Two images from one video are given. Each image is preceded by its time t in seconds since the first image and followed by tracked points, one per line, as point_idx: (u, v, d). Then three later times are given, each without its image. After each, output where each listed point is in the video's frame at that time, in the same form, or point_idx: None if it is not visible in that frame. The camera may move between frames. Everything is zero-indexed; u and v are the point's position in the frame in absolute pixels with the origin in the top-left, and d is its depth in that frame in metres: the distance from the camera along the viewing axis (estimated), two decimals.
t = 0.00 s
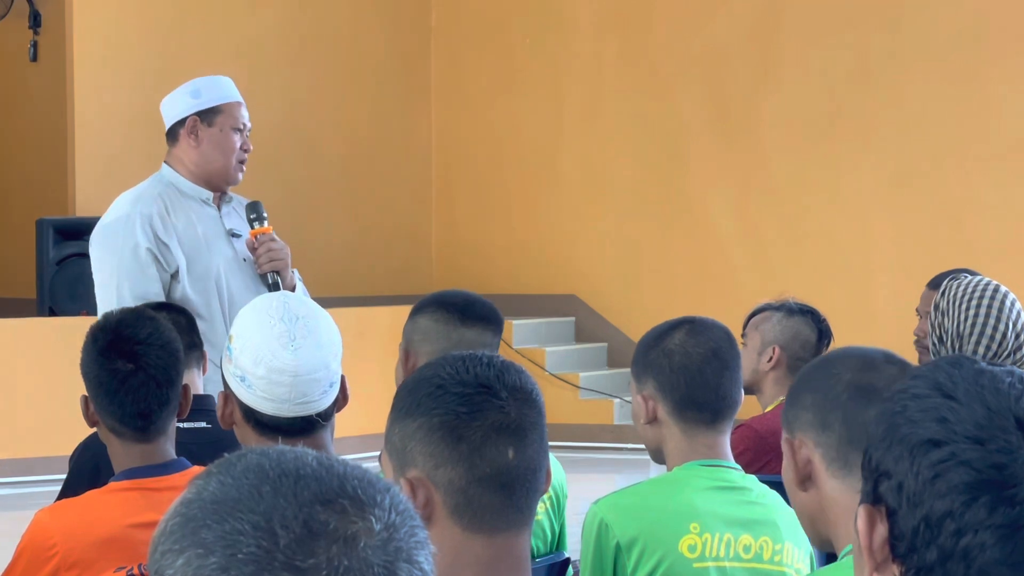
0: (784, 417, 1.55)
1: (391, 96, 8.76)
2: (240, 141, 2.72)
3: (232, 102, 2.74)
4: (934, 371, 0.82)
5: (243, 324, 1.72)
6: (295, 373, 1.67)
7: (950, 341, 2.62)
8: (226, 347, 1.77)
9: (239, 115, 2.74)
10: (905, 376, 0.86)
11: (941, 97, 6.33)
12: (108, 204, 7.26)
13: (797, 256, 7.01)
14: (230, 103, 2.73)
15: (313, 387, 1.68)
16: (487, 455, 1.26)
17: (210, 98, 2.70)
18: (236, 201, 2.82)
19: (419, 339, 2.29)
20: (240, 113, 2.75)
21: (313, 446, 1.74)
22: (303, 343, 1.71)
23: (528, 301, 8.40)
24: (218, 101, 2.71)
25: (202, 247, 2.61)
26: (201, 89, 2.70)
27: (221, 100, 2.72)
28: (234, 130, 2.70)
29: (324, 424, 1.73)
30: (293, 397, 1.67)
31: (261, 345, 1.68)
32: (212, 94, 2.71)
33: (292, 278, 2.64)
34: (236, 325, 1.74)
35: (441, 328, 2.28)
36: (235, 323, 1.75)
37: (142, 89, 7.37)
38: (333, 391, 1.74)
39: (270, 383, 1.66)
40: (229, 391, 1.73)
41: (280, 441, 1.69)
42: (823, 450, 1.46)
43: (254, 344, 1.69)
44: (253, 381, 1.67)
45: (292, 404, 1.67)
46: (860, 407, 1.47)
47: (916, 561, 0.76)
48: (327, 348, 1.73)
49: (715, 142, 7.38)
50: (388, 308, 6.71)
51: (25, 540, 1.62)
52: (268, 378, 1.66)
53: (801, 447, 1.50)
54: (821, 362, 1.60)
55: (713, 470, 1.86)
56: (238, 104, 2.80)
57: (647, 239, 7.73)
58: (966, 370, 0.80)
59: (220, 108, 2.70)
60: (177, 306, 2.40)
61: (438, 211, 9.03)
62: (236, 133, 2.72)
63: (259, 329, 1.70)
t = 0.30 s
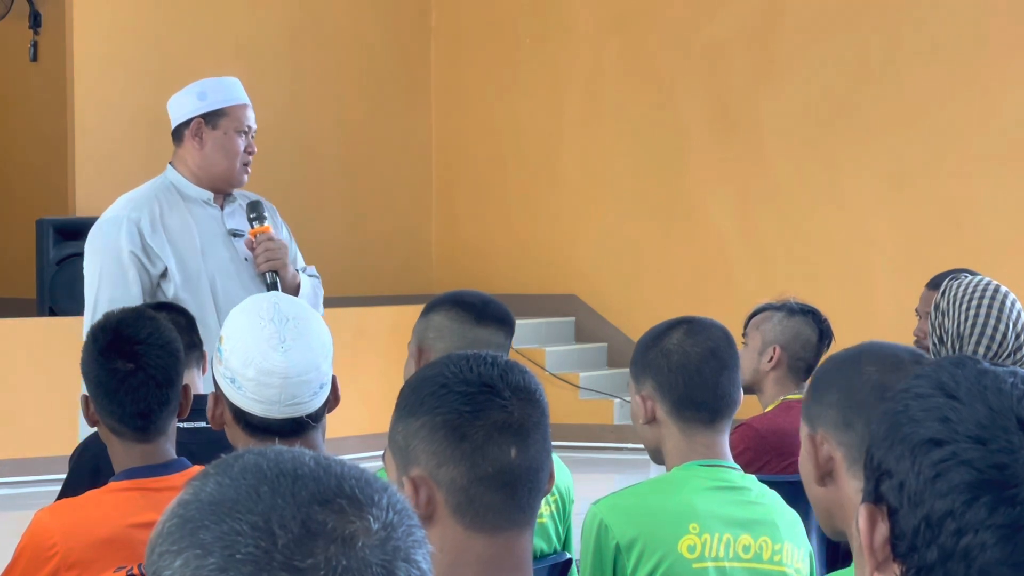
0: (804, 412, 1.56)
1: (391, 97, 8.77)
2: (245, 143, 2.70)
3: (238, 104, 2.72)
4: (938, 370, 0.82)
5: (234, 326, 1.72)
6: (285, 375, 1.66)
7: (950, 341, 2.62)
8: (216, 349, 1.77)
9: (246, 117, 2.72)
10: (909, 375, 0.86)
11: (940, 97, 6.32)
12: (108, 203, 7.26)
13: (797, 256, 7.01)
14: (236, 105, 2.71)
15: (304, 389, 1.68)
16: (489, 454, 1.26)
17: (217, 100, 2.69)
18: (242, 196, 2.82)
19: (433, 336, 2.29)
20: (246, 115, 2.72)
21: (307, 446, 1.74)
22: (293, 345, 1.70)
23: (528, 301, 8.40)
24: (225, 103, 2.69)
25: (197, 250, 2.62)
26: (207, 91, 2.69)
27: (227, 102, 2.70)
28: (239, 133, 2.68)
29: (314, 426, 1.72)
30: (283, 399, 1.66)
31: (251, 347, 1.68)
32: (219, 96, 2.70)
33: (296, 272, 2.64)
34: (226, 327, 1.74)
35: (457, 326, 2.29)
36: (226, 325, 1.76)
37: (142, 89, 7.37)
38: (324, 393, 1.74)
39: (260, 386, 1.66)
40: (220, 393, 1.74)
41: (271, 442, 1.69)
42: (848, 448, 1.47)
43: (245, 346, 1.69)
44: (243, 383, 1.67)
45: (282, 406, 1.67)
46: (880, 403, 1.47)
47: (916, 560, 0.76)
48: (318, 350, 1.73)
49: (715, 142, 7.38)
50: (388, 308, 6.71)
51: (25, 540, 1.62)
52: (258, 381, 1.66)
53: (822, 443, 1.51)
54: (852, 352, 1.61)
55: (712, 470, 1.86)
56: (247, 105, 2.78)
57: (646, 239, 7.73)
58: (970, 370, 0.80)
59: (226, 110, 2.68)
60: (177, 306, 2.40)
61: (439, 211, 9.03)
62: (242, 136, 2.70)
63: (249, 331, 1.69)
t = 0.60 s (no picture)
0: (819, 410, 1.56)
1: (391, 97, 8.77)
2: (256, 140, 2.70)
3: (246, 102, 2.71)
4: (940, 370, 0.82)
5: (224, 329, 1.72)
6: (274, 380, 1.66)
7: (950, 341, 2.62)
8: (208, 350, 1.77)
9: (255, 114, 2.71)
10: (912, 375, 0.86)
11: (940, 97, 6.33)
12: (109, 203, 7.26)
13: (798, 256, 7.01)
14: (244, 103, 2.70)
15: (292, 393, 1.68)
16: (491, 452, 1.26)
17: (224, 100, 2.68)
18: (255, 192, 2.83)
19: (440, 335, 2.29)
20: (254, 113, 2.72)
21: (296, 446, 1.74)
22: (283, 348, 1.70)
23: (528, 301, 8.40)
24: (232, 102, 2.68)
25: (198, 247, 2.61)
26: (214, 92, 2.68)
27: (234, 101, 2.69)
28: (248, 131, 2.68)
29: (303, 430, 1.72)
30: (272, 403, 1.66)
31: (241, 350, 1.68)
32: (225, 96, 2.69)
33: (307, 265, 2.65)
34: (218, 328, 1.74)
35: (464, 326, 2.29)
36: (217, 328, 1.75)
37: (142, 89, 7.37)
38: (314, 396, 1.73)
39: (249, 389, 1.66)
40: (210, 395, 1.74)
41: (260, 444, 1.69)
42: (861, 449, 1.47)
43: (235, 348, 1.69)
44: (232, 386, 1.67)
45: (271, 410, 1.67)
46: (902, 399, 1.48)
47: (917, 561, 0.76)
48: (309, 354, 1.72)
49: (714, 142, 7.38)
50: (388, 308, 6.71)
51: (24, 541, 1.62)
52: (247, 385, 1.66)
53: (837, 443, 1.51)
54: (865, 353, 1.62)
55: (712, 470, 1.86)
56: (254, 102, 2.78)
57: (646, 239, 7.73)
58: (973, 371, 0.80)
59: (234, 110, 2.67)
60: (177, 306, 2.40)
61: (439, 211, 9.04)
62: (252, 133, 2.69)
63: (240, 334, 1.69)
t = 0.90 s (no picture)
0: (763, 422, 1.56)
1: (391, 97, 8.77)
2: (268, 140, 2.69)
3: (258, 102, 2.69)
4: (922, 372, 0.82)
5: (214, 324, 1.73)
6: (257, 371, 1.65)
7: (951, 341, 2.61)
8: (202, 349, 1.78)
9: (267, 114, 2.69)
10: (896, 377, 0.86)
11: (940, 97, 6.32)
12: (109, 203, 7.26)
13: (797, 257, 7.01)
14: (255, 103, 2.69)
15: (277, 386, 1.67)
16: (486, 450, 1.26)
17: (235, 100, 2.67)
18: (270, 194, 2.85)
19: (433, 336, 2.32)
20: (266, 113, 2.70)
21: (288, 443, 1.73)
22: (268, 341, 1.69)
23: (528, 301, 8.40)
24: (243, 103, 2.67)
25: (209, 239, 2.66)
26: (225, 92, 2.67)
27: (245, 101, 2.67)
28: (259, 132, 2.66)
29: (292, 425, 1.71)
30: (257, 396, 1.66)
31: (226, 344, 1.68)
32: (237, 96, 2.68)
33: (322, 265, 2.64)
34: (209, 324, 1.75)
35: (454, 328, 2.29)
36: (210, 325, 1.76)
37: (143, 89, 7.37)
38: (304, 392, 1.72)
39: (234, 381, 1.66)
40: (202, 394, 1.73)
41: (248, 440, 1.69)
42: (806, 454, 1.46)
43: (222, 342, 1.69)
44: (218, 379, 1.67)
45: (257, 403, 1.66)
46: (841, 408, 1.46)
47: (907, 561, 0.76)
48: (295, 348, 1.71)
49: (714, 143, 7.38)
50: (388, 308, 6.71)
51: (24, 540, 1.62)
52: (232, 377, 1.66)
53: (783, 452, 1.50)
54: (800, 362, 1.59)
55: (712, 469, 1.86)
56: (267, 102, 2.76)
57: (646, 239, 7.74)
58: (955, 370, 0.80)
59: (245, 110, 2.66)
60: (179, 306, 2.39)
61: (439, 211, 9.04)
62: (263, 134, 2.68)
63: (227, 328, 1.70)
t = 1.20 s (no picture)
0: (798, 410, 1.56)
1: (391, 97, 8.77)
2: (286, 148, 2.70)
3: (276, 109, 2.70)
4: (912, 370, 0.82)
5: (209, 320, 1.75)
6: (242, 364, 1.65)
7: (950, 341, 2.62)
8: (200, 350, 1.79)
9: (286, 122, 2.71)
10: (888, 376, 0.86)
11: (940, 97, 6.32)
12: (109, 203, 7.25)
13: (797, 257, 7.01)
14: (274, 110, 2.70)
15: (264, 378, 1.65)
16: (470, 449, 1.26)
17: (254, 108, 2.68)
18: (279, 200, 2.88)
19: (418, 342, 2.34)
20: (284, 121, 2.71)
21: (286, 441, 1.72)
22: (256, 334, 1.69)
23: (528, 301, 8.40)
24: (262, 111, 2.68)
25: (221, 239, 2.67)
26: (243, 99, 2.68)
27: (264, 108, 2.68)
28: (277, 140, 2.67)
29: (285, 419, 1.69)
30: (244, 388, 1.65)
31: (214, 338, 1.69)
32: (256, 103, 2.68)
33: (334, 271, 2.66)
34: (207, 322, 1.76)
35: (437, 334, 2.30)
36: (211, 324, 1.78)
37: (143, 89, 7.37)
38: (298, 386, 1.70)
39: (220, 374, 1.66)
40: (201, 394, 1.74)
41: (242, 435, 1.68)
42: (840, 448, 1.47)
43: (210, 336, 1.70)
44: (207, 374, 1.68)
45: (245, 398, 1.65)
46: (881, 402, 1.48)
47: (900, 560, 0.76)
48: (283, 340, 1.70)
49: (714, 143, 7.38)
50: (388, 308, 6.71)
51: (25, 541, 1.62)
52: (217, 370, 1.66)
53: (817, 442, 1.50)
54: (844, 353, 1.62)
55: (713, 469, 1.86)
56: (286, 109, 2.77)
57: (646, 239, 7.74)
58: (944, 368, 0.80)
59: (263, 118, 2.67)
60: (179, 305, 2.39)
61: (439, 211, 9.04)
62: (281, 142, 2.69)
63: (215, 323, 1.71)
